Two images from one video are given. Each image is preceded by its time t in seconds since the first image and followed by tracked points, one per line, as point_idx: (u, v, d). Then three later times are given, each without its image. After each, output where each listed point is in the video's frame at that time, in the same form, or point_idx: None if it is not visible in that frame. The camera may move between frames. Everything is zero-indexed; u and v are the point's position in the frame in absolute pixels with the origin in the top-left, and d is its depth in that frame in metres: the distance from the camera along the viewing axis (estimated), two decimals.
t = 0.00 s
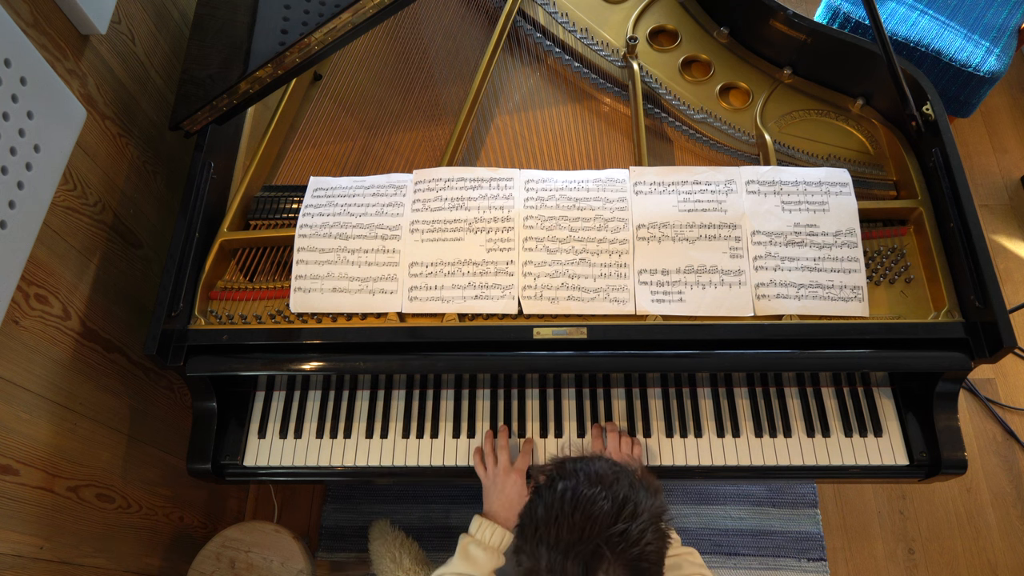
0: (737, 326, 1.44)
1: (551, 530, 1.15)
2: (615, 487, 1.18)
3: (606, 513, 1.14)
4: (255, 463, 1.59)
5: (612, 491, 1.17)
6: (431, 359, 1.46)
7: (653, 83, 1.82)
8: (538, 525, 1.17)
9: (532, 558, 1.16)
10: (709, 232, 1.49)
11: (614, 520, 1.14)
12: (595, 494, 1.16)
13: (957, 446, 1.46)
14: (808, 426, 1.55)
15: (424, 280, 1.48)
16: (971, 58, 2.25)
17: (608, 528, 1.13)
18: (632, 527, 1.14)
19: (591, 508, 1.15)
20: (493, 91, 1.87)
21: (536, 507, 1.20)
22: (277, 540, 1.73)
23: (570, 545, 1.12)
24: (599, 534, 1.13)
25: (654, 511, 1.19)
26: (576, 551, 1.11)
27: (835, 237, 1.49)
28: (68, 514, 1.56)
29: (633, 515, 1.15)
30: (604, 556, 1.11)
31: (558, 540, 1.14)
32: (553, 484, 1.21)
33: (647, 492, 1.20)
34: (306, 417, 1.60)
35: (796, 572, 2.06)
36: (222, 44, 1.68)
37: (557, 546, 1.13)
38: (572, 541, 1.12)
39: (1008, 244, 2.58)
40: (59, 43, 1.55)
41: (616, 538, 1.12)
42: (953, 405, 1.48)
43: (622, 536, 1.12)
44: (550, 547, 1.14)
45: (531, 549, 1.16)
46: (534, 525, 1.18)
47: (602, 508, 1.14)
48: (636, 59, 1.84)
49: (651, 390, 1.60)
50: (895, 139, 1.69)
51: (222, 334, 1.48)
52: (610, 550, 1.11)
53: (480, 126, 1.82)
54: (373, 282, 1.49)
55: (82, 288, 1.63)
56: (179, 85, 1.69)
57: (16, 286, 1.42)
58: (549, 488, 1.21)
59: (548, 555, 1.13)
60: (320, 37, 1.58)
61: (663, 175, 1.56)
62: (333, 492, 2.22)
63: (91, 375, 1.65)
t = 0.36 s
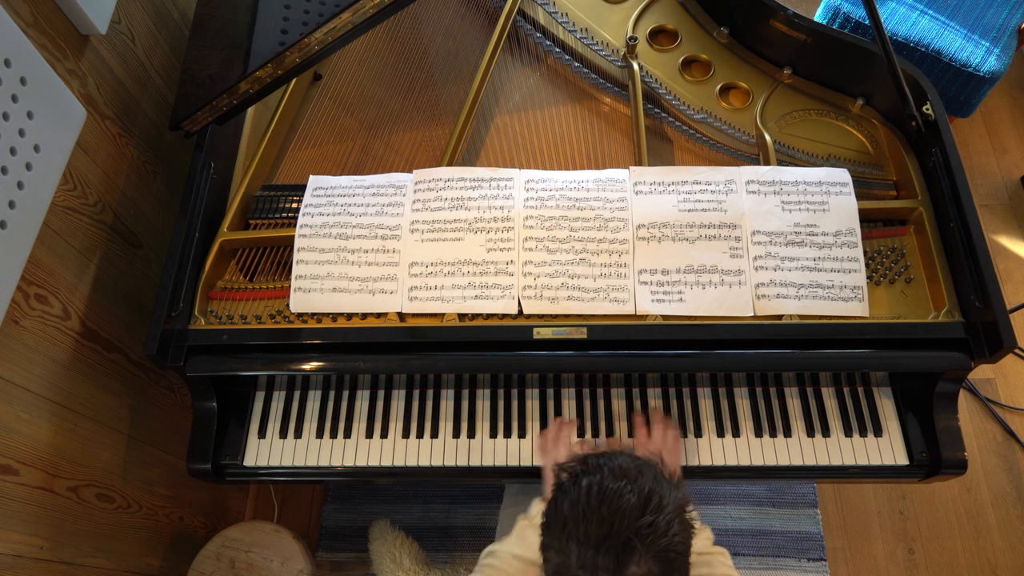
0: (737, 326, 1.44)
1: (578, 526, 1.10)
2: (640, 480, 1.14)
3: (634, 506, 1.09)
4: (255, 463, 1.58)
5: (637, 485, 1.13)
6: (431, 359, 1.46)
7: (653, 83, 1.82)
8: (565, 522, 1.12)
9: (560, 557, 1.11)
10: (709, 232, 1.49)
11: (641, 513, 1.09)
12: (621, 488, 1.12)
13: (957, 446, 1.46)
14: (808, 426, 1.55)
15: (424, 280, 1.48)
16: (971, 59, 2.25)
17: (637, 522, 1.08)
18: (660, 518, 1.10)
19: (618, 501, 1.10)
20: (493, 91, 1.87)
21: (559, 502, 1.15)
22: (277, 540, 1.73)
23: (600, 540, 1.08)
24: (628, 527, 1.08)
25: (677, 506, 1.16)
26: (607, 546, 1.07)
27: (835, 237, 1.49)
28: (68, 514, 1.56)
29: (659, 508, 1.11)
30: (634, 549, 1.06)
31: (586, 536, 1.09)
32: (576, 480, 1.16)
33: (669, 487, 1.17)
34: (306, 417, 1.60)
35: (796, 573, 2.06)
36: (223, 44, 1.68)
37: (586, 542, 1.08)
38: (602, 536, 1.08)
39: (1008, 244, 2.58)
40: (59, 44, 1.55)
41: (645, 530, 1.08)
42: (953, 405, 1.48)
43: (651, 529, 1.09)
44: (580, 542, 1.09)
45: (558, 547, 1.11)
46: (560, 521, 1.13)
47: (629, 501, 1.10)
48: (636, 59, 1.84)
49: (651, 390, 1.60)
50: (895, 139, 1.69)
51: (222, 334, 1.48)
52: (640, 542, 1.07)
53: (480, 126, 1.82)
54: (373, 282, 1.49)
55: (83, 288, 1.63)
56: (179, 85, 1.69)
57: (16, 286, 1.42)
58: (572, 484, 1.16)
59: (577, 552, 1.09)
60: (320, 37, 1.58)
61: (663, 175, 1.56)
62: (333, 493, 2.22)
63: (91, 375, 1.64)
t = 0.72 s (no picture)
0: (737, 326, 1.44)
1: (622, 549, 1.09)
2: (654, 481, 1.17)
3: (664, 510, 1.12)
4: (255, 463, 1.59)
5: (655, 488, 1.15)
6: (431, 359, 1.46)
7: (653, 83, 1.82)
8: (603, 546, 1.10)
9: None
10: (709, 232, 1.49)
11: (672, 514, 1.12)
12: (645, 496, 1.14)
13: (957, 446, 1.46)
14: (808, 426, 1.55)
15: (424, 280, 1.48)
16: (971, 59, 2.25)
17: (676, 527, 1.11)
18: (687, 513, 1.14)
19: (652, 512, 1.11)
20: (493, 91, 1.87)
21: (586, 531, 1.14)
22: (277, 540, 1.72)
23: (650, 556, 1.08)
24: (672, 534, 1.10)
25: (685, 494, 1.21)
26: (662, 560, 1.07)
27: (835, 237, 1.49)
28: (68, 514, 1.56)
29: (682, 503, 1.15)
30: (683, 551, 1.09)
31: (635, 557, 1.08)
32: (596, 504, 1.15)
33: (672, 476, 1.22)
34: (306, 417, 1.60)
35: (796, 573, 2.06)
36: (223, 44, 1.68)
37: (637, 563, 1.08)
38: (650, 550, 1.08)
39: (1008, 244, 2.58)
40: (59, 44, 1.55)
41: (684, 530, 1.11)
42: (953, 405, 1.48)
43: (687, 525, 1.12)
44: (630, 566, 1.08)
45: None
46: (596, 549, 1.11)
47: (660, 507, 1.12)
48: (636, 59, 1.84)
49: (651, 390, 1.60)
50: (895, 139, 1.69)
51: (222, 334, 1.48)
52: (685, 544, 1.09)
53: (480, 127, 1.82)
54: (372, 282, 1.49)
55: (82, 288, 1.63)
56: (179, 85, 1.69)
57: (16, 286, 1.42)
58: (591, 509, 1.15)
59: None
60: (320, 37, 1.58)
61: (664, 175, 1.56)
62: (333, 492, 2.22)
63: (91, 375, 1.65)
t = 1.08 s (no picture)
0: (737, 326, 1.44)
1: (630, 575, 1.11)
2: (657, 500, 1.18)
3: (670, 533, 1.14)
4: (255, 463, 1.59)
5: (658, 509, 1.17)
6: (431, 359, 1.46)
7: (653, 83, 1.82)
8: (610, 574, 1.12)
9: None
10: (709, 232, 1.49)
11: (678, 535, 1.14)
12: (649, 518, 1.15)
13: (957, 446, 1.46)
14: (808, 426, 1.55)
15: (424, 280, 1.48)
16: (971, 59, 2.25)
17: (682, 548, 1.13)
18: (692, 531, 1.16)
19: (657, 537, 1.13)
20: (493, 91, 1.87)
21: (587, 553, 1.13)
22: (277, 540, 1.72)
23: None
24: (678, 555, 1.12)
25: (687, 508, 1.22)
26: None
27: (835, 237, 1.49)
28: (68, 514, 1.56)
29: (686, 521, 1.17)
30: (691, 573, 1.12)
31: None
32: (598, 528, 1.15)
33: (674, 490, 1.23)
34: (306, 417, 1.60)
35: (796, 572, 2.06)
36: (223, 43, 1.68)
37: None
38: None
39: (1008, 244, 2.58)
40: (59, 44, 1.55)
41: (690, 550, 1.14)
42: (953, 405, 1.48)
43: (692, 545, 1.14)
44: None
45: None
46: None
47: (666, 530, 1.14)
48: (636, 59, 1.84)
49: (651, 390, 1.60)
50: (895, 138, 1.69)
51: (222, 334, 1.48)
52: (692, 565, 1.12)
53: (480, 126, 1.82)
54: (373, 282, 1.49)
55: (83, 288, 1.63)
56: (179, 84, 1.69)
57: (16, 286, 1.42)
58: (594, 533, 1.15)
59: None
60: (320, 37, 1.58)
61: (664, 175, 1.56)
62: (333, 492, 2.22)
63: (91, 375, 1.65)
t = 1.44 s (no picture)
0: (737, 326, 1.44)
1: None
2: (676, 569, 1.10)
3: None
4: (255, 463, 1.59)
5: None
6: (431, 360, 1.46)
7: (653, 83, 1.82)
8: None
9: None
10: (709, 232, 1.49)
11: None
12: None
13: (957, 446, 1.47)
14: (808, 426, 1.55)
15: (424, 280, 1.48)
16: (971, 59, 2.25)
17: None
18: None
19: None
20: (493, 91, 1.87)
21: None
22: (277, 541, 1.72)
23: None
24: None
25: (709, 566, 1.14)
26: None
27: (835, 237, 1.49)
28: (68, 514, 1.56)
29: None
30: None
31: None
32: None
33: (696, 545, 1.16)
34: (306, 417, 1.60)
35: (796, 572, 2.06)
36: (223, 44, 1.68)
37: None
38: None
39: (1008, 244, 2.58)
40: (59, 44, 1.55)
41: None
42: (953, 405, 1.48)
43: None
44: None
45: None
46: None
47: None
48: (636, 59, 1.84)
49: (651, 390, 1.60)
50: (894, 138, 1.69)
51: (222, 334, 1.48)
52: None
53: (480, 126, 1.82)
54: (373, 282, 1.49)
55: (83, 288, 1.63)
56: (179, 84, 1.69)
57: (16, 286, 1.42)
58: None
59: None
60: (320, 37, 1.59)
61: (663, 175, 1.56)
62: (333, 492, 2.22)
63: (91, 375, 1.65)
